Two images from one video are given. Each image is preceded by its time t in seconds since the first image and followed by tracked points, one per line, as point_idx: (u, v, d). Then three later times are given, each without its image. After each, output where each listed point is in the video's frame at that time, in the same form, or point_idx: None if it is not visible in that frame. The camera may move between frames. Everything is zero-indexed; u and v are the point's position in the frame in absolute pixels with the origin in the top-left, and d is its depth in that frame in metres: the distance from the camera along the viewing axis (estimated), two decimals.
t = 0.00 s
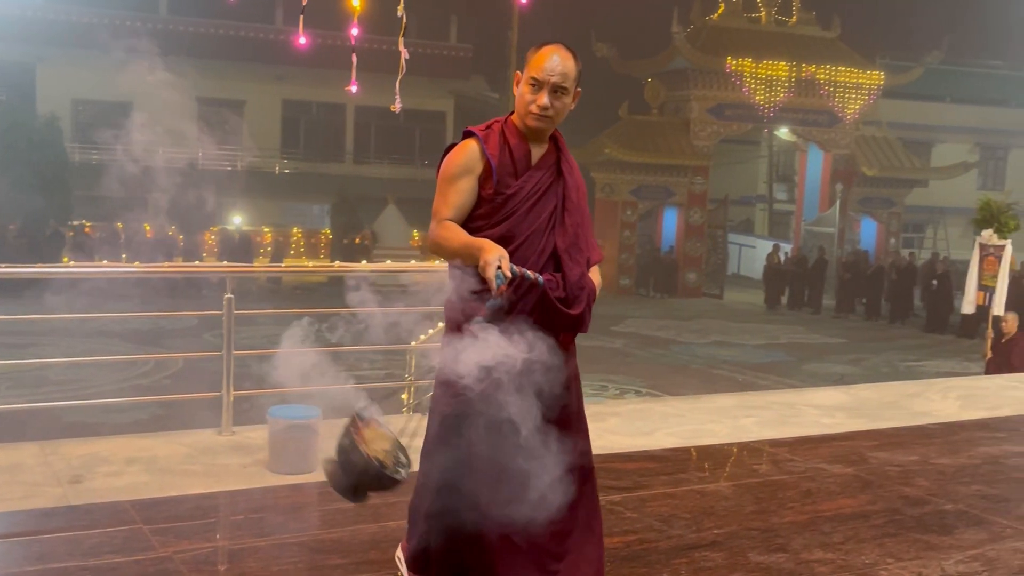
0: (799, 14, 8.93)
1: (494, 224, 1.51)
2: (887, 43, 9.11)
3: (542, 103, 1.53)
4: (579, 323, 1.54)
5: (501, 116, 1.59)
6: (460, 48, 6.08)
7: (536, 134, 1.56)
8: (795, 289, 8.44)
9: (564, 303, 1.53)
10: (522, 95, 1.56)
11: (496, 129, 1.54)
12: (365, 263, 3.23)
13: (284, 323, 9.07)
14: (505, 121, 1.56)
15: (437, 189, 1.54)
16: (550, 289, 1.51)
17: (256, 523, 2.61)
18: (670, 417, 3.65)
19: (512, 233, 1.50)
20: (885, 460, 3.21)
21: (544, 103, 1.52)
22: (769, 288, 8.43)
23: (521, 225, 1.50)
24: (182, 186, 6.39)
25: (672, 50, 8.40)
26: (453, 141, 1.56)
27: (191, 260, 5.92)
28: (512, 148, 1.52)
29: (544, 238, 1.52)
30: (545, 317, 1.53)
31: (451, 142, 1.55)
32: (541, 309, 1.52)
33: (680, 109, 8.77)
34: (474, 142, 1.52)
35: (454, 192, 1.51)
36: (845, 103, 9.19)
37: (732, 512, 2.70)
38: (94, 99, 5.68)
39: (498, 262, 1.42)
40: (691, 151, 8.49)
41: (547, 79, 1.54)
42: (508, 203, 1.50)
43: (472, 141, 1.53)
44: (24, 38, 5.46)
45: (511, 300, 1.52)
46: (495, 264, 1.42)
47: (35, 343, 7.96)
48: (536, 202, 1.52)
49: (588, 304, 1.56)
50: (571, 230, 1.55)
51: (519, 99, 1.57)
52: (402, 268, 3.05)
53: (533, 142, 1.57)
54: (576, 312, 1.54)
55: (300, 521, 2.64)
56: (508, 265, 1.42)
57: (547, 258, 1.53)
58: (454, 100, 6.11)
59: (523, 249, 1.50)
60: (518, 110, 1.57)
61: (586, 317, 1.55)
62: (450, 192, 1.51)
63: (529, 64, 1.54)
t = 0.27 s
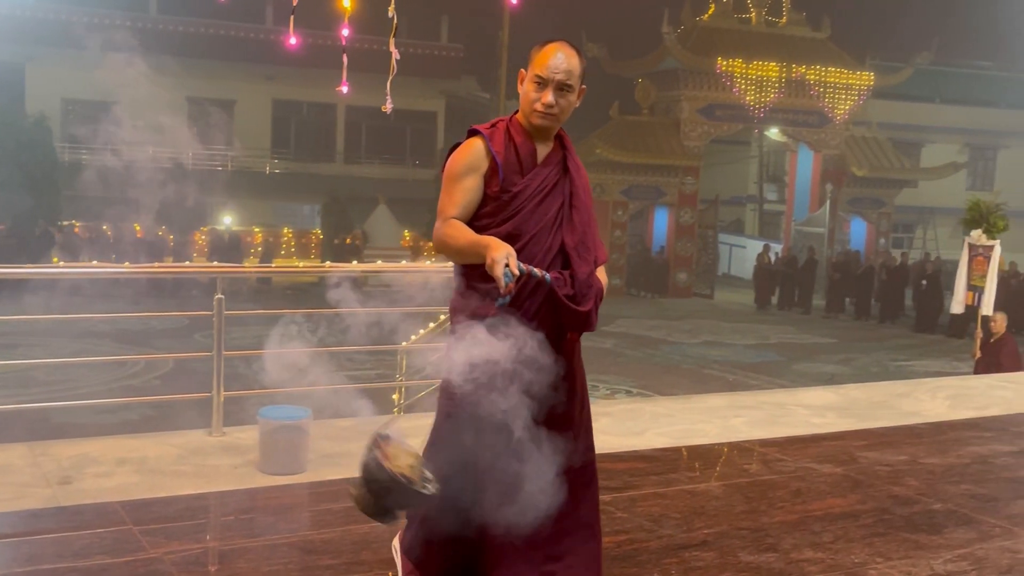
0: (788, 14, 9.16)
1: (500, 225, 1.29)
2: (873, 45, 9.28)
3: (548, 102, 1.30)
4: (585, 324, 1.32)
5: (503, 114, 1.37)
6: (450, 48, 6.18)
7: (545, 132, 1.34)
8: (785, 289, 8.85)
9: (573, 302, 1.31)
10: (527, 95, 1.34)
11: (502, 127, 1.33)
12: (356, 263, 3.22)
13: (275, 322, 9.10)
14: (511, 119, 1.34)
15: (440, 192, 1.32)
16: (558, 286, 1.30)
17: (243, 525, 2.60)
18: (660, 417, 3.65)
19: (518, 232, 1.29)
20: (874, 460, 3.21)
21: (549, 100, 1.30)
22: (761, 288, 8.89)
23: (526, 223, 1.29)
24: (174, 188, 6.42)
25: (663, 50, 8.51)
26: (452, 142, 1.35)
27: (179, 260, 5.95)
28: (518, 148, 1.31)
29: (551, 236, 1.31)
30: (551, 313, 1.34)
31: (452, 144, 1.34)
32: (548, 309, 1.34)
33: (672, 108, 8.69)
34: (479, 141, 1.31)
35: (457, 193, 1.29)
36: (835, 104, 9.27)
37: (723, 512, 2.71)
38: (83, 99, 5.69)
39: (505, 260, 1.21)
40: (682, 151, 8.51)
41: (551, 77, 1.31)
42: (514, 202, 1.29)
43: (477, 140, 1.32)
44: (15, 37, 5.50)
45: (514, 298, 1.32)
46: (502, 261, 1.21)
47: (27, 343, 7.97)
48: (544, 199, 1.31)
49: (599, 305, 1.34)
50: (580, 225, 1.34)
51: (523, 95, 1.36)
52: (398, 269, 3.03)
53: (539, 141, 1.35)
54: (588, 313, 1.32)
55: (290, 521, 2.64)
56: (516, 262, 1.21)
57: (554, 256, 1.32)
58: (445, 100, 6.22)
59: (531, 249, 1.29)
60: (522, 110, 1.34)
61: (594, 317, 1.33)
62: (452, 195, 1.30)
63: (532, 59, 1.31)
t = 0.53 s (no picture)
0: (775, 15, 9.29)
1: (507, 220, 1.32)
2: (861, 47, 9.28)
3: (553, 98, 1.35)
4: (593, 321, 1.34)
5: (510, 113, 1.41)
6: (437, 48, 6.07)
7: (550, 129, 1.37)
8: (770, 289, 8.83)
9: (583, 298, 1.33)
10: (533, 92, 1.37)
11: (508, 124, 1.36)
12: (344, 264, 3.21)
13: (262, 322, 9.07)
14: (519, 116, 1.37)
15: (448, 187, 1.36)
16: (566, 280, 1.31)
17: (230, 525, 2.59)
18: (648, 417, 3.66)
19: (525, 227, 1.31)
20: (861, 460, 3.23)
21: (556, 96, 1.34)
22: (747, 285, 8.87)
23: (533, 219, 1.31)
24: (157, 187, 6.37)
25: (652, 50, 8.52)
26: (461, 139, 1.39)
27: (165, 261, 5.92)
28: (524, 144, 1.34)
29: (559, 233, 1.34)
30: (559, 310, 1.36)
31: (461, 140, 1.38)
32: (555, 306, 1.36)
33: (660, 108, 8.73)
34: (484, 138, 1.35)
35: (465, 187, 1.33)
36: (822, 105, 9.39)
37: (710, 512, 2.72)
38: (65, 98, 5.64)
39: (511, 255, 1.24)
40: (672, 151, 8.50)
41: (558, 73, 1.35)
42: (520, 198, 1.32)
43: (482, 136, 1.36)
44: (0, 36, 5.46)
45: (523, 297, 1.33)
46: (507, 257, 1.23)
47: (12, 343, 7.92)
48: (551, 195, 1.33)
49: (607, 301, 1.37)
50: (586, 222, 1.37)
51: (528, 93, 1.39)
52: (373, 269, 3.04)
53: (546, 138, 1.38)
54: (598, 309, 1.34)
55: (277, 522, 2.63)
56: (520, 257, 1.24)
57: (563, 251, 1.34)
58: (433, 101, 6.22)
59: (540, 243, 1.32)
60: (529, 106, 1.38)
61: (602, 314, 1.35)
62: (461, 189, 1.34)
63: (537, 55, 1.35)
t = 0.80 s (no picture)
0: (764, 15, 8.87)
1: (507, 220, 1.47)
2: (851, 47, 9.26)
3: (557, 96, 1.51)
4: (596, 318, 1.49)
5: (512, 112, 1.57)
6: (424, 48, 6.08)
7: (550, 128, 1.54)
8: (759, 289, 8.32)
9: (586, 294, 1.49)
10: (536, 89, 1.54)
11: (510, 124, 1.52)
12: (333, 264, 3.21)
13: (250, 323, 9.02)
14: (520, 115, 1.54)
15: (448, 185, 1.52)
16: (565, 278, 1.45)
17: (218, 526, 2.59)
18: (637, 417, 3.66)
19: (527, 226, 1.47)
20: (848, 459, 3.24)
21: (558, 95, 1.51)
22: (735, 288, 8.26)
23: (534, 218, 1.47)
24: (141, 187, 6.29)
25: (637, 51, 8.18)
26: (465, 137, 1.55)
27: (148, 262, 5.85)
28: (525, 144, 1.50)
29: (559, 232, 1.50)
30: (558, 311, 1.49)
31: (463, 138, 1.54)
32: (556, 303, 1.49)
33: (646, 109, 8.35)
34: (486, 137, 1.51)
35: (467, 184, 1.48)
36: (811, 106, 9.08)
37: (698, 512, 2.72)
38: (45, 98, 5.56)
39: (509, 253, 1.37)
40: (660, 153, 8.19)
41: (560, 71, 1.51)
42: (521, 198, 1.47)
43: (483, 136, 1.52)
44: None
45: (523, 298, 1.46)
46: (506, 255, 1.37)
47: None
48: (551, 196, 1.49)
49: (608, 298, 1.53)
50: (584, 223, 1.53)
51: (531, 90, 1.55)
52: (361, 269, 3.04)
53: (547, 137, 1.55)
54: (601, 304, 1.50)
55: (266, 522, 2.63)
56: (518, 256, 1.38)
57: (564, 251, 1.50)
58: (421, 101, 6.19)
59: (540, 243, 1.47)
60: (531, 105, 1.54)
61: (604, 312, 1.50)
62: (464, 186, 1.49)
63: (540, 55, 1.51)
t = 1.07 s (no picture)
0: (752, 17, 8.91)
1: (504, 221, 1.53)
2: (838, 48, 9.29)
3: (557, 95, 1.55)
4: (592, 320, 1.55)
5: (511, 111, 1.61)
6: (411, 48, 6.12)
7: (548, 128, 1.58)
8: (746, 289, 8.43)
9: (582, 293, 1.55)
10: (535, 88, 1.58)
11: (508, 124, 1.56)
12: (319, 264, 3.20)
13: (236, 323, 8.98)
14: (519, 115, 1.58)
15: (446, 185, 1.56)
16: (561, 277, 1.51)
17: (204, 527, 2.58)
18: (624, 417, 3.67)
19: (523, 226, 1.52)
20: (834, 458, 3.26)
21: (557, 95, 1.55)
22: (722, 287, 8.37)
23: (531, 218, 1.52)
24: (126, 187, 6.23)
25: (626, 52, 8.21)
26: (463, 136, 1.59)
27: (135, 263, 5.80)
28: (523, 143, 1.54)
29: (556, 232, 1.55)
30: (554, 310, 1.56)
31: (462, 138, 1.58)
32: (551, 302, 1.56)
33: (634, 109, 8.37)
34: (483, 137, 1.55)
35: (463, 185, 1.53)
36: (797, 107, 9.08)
37: (685, 512, 2.73)
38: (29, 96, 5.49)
39: (505, 253, 1.42)
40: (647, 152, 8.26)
41: (559, 70, 1.55)
42: (518, 198, 1.52)
43: (481, 136, 1.55)
44: None
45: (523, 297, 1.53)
46: (502, 254, 1.42)
47: None
48: (548, 197, 1.54)
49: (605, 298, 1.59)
50: (581, 224, 1.58)
51: (530, 89, 1.59)
52: (348, 269, 3.03)
53: (545, 137, 1.60)
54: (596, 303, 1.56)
55: (252, 523, 2.62)
56: (515, 254, 1.43)
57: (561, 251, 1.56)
58: (409, 101, 6.27)
59: (536, 243, 1.53)
60: (530, 105, 1.58)
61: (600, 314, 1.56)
62: (461, 186, 1.53)
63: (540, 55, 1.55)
